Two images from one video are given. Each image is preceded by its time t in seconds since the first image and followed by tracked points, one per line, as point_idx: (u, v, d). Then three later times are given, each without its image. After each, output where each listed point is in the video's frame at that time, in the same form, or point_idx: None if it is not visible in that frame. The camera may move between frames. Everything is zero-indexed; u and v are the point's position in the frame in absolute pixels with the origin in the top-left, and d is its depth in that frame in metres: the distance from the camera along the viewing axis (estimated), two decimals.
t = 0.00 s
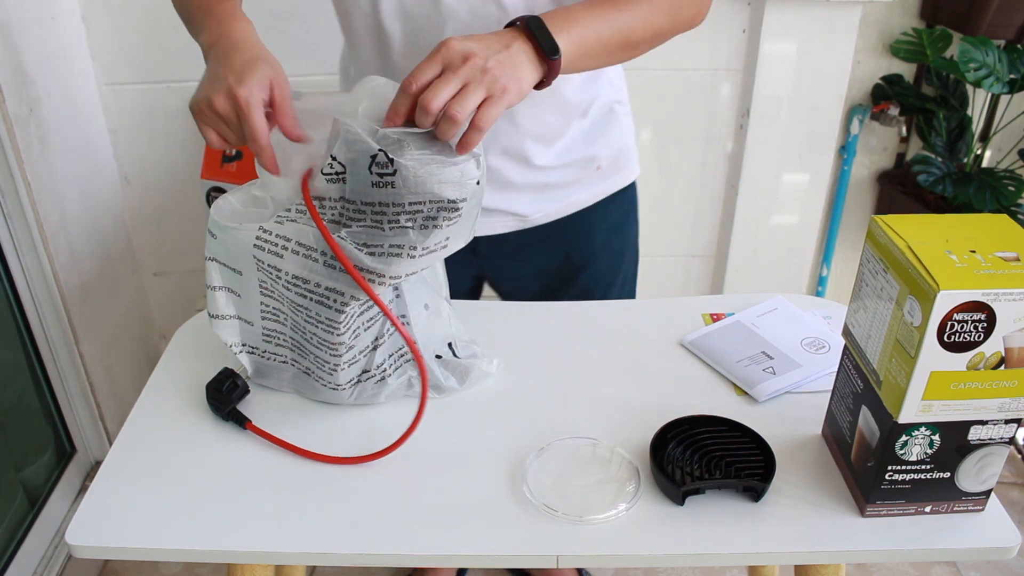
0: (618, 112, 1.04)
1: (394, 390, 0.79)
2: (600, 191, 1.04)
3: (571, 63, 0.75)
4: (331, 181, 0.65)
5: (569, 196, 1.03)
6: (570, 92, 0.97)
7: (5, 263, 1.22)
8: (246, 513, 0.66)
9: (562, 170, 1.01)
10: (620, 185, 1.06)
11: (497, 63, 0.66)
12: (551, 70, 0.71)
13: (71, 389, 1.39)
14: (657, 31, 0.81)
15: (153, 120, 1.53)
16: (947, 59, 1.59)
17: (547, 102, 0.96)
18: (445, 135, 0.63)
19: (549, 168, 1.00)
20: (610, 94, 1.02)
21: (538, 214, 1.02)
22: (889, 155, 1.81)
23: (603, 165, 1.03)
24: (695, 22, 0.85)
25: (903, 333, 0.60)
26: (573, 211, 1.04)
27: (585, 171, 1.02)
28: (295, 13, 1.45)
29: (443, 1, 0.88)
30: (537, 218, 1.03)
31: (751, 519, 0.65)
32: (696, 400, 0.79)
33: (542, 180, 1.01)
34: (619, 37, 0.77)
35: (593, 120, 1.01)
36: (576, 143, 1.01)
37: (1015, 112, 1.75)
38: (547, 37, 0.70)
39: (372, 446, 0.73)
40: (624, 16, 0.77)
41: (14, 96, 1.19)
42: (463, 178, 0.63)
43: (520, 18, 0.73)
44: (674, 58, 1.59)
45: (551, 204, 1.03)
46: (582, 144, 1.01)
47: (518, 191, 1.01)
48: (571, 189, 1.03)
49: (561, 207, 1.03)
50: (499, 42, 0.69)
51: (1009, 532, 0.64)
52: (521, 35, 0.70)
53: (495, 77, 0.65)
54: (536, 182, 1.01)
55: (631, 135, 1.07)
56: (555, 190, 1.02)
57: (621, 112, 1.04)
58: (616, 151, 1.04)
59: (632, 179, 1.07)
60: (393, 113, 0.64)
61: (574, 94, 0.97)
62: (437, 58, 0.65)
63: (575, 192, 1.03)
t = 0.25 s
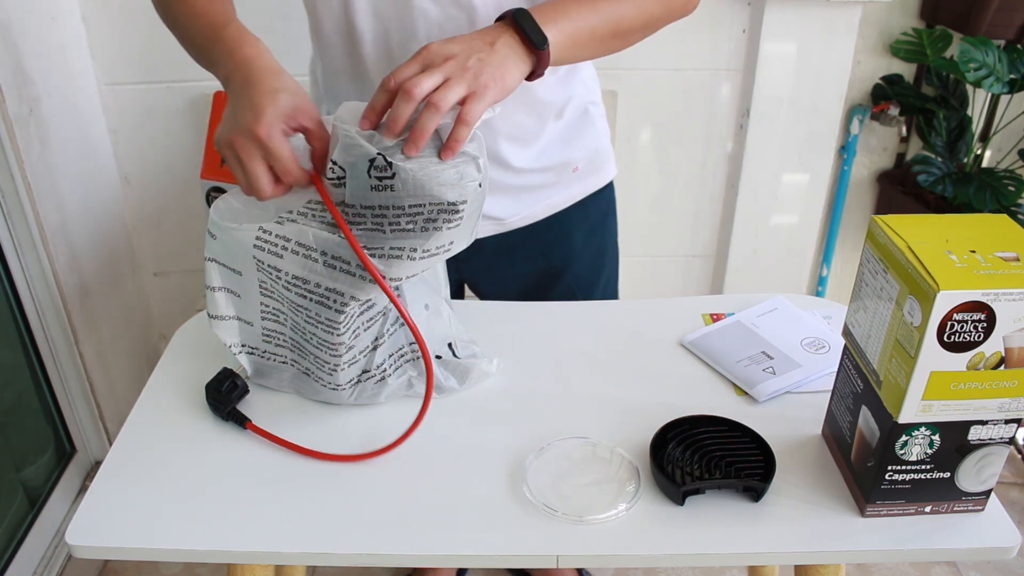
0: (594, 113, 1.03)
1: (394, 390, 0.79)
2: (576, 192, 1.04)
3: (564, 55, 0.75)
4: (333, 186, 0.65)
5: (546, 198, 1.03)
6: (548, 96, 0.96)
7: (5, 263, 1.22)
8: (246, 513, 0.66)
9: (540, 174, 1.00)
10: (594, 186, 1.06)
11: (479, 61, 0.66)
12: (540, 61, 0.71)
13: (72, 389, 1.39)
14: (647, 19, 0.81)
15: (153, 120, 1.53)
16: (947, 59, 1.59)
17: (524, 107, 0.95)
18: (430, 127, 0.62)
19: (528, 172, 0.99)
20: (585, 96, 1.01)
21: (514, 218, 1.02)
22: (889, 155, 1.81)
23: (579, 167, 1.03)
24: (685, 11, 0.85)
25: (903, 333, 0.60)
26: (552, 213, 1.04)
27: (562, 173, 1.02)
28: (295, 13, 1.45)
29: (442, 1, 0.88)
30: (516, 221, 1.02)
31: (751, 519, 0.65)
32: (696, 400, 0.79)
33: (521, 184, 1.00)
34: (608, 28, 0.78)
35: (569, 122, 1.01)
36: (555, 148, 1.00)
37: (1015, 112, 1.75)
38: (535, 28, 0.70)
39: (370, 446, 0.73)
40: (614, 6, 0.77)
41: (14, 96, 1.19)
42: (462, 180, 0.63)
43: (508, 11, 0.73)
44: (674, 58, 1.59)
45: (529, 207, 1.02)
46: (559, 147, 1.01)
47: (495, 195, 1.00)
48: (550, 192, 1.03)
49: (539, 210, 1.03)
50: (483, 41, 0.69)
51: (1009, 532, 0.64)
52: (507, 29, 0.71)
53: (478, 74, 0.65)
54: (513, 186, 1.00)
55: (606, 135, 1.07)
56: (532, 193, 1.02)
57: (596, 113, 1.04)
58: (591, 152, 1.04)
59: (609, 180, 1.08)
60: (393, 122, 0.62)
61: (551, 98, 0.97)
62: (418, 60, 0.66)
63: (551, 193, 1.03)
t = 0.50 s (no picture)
0: (584, 111, 1.05)
1: (394, 390, 0.79)
2: (569, 190, 1.05)
3: (563, 54, 0.75)
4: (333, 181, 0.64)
5: (540, 195, 1.03)
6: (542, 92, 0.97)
7: (5, 263, 1.22)
8: (245, 514, 0.66)
9: (535, 172, 1.00)
10: (586, 183, 1.07)
11: (481, 68, 0.67)
12: (541, 62, 0.72)
13: (72, 389, 1.39)
14: (642, 18, 0.81)
15: (153, 120, 1.53)
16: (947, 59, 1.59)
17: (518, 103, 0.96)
18: (436, 141, 0.62)
19: (523, 170, 0.99)
20: (575, 94, 1.03)
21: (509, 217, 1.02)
22: (889, 155, 1.81)
23: (571, 164, 1.04)
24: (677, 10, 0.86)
25: (903, 333, 0.60)
26: (545, 211, 1.04)
27: (555, 170, 1.03)
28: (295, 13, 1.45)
29: (442, 1, 0.88)
30: (510, 219, 1.02)
31: (751, 519, 0.65)
32: (696, 400, 0.79)
33: (516, 182, 1.00)
34: (605, 28, 0.78)
35: (562, 119, 1.02)
36: (548, 145, 1.01)
37: (1015, 112, 1.75)
38: (535, 29, 0.71)
39: (370, 446, 0.73)
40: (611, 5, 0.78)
41: (14, 96, 1.19)
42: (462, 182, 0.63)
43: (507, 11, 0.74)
44: (674, 58, 1.59)
45: (523, 205, 1.02)
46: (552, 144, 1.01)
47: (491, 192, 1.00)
48: (544, 189, 1.03)
49: (534, 208, 1.03)
50: (483, 44, 0.69)
51: (1009, 532, 0.64)
52: (508, 30, 0.71)
53: (481, 83, 0.66)
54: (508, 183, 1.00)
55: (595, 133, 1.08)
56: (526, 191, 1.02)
57: (586, 111, 1.05)
58: (583, 150, 1.05)
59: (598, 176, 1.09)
60: (395, 140, 0.62)
61: (545, 94, 0.98)
62: (420, 68, 0.66)
63: (545, 191, 1.03)
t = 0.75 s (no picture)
0: (579, 109, 1.04)
1: (394, 390, 0.79)
2: (566, 188, 1.05)
3: (547, 49, 0.75)
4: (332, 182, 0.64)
5: (538, 194, 1.02)
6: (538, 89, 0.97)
7: (5, 263, 1.22)
8: (245, 514, 0.66)
9: (533, 171, 1.00)
10: (581, 181, 1.07)
11: (467, 63, 0.67)
12: (525, 53, 0.72)
13: (71, 389, 1.39)
14: (627, 17, 0.81)
15: (153, 120, 1.53)
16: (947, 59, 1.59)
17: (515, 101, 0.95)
18: (428, 137, 0.62)
19: (522, 168, 0.99)
20: (570, 91, 1.03)
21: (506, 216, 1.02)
22: (889, 155, 1.81)
23: (568, 163, 1.04)
24: (666, 11, 0.85)
25: (903, 333, 0.60)
26: (542, 210, 1.04)
27: (553, 169, 1.02)
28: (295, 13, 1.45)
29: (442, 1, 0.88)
30: (507, 218, 1.02)
31: (751, 519, 0.65)
32: (696, 400, 0.79)
33: (514, 180, 1.00)
34: (590, 24, 0.78)
35: (558, 117, 1.01)
36: (546, 143, 1.01)
37: (1015, 112, 1.75)
38: (520, 22, 0.70)
39: (370, 446, 0.73)
40: (596, 1, 0.77)
41: (14, 96, 1.19)
42: (462, 181, 0.63)
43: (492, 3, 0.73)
44: (674, 58, 1.59)
45: (521, 204, 1.02)
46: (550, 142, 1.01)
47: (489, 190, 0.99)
48: (541, 187, 1.03)
49: (532, 207, 1.02)
50: (467, 38, 0.69)
51: (1009, 532, 0.64)
52: (491, 23, 0.70)
53: (468, 77, 0.66)
54: (506, 182, 0.99)
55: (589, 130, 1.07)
56: (524, 189, 1.01)
57: (582, 109, 1.05)
58: (579, 148, 1.04)
59: (592, 174, 1.09)
60: (387, 139, 0.62)
61: (541, 91, 0.97)
62: (405, 65, 0.65)
63: (543, 190, 1.03)
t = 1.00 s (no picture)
0: (578, 110, 1.05)
1: (394, 391, 0.79)
2: (566, 189, 1.05)
3: (535, 58, 0.75)
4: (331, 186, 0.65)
5: (538, 194, 1.02)
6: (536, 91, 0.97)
7: (5, 263, 1.22)
8: (245, 514, 0.66)
9: (532, 172, 1.00)
10: (581, 182, 1.07)
11: (460, 68, 0.66)
12: (512, 63, 0.71)
13: (71, 389, 1.39)
14: (619, 24, 0.81)
15: (152, 120, 1.53)
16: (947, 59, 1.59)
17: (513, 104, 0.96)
18: (428, 141, 0.62)
19: (521, 169, 0.99)
20: (569, 93, 1.03)
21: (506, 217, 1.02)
22: (889, 155, 1.81)
23: (568, 164, 1.04)
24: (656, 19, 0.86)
25: (904, 333, 0.60)
26: (541, 210, 1.04)
27: (552, 170, 1.02)
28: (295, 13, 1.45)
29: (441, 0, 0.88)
30: (506, 218, 1.02)
31: (751, 519, 0.65)
32: (696, 400, 0.79)
33: (513, 181, 1.00)
34: (579, 32, 0.78)
35: (557, 118, 1.02)
36: (545, 145, 1.01)
37: (1015, 112, 1.75)
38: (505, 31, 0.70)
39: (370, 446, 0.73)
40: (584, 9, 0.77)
41: (14, 96, 1.19)
42: (463, 182, 0.64)
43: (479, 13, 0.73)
44: (674, 58, 1.59)
45: (520, 204, 1.02)
46: (549, 144, 1.01)
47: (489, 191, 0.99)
48: (540, 188, 1.03)
49: (531, 207, 1.02)
50: (458, 46, 0.69)
51: (1009, 532, 0.63)
52: (479, 32, 0.70)
53: (462, 81, 0.66)
54: (505, 183, 1.00)
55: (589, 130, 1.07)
56: (524, 190, 1.02)
57: (581, 110, 1.05)
58: (578, 149, 1.04)
59: (593, 175, 1.09)
60: (386, 144, 0.62)
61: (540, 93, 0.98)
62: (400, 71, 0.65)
63: (543, 190, 1.03)
